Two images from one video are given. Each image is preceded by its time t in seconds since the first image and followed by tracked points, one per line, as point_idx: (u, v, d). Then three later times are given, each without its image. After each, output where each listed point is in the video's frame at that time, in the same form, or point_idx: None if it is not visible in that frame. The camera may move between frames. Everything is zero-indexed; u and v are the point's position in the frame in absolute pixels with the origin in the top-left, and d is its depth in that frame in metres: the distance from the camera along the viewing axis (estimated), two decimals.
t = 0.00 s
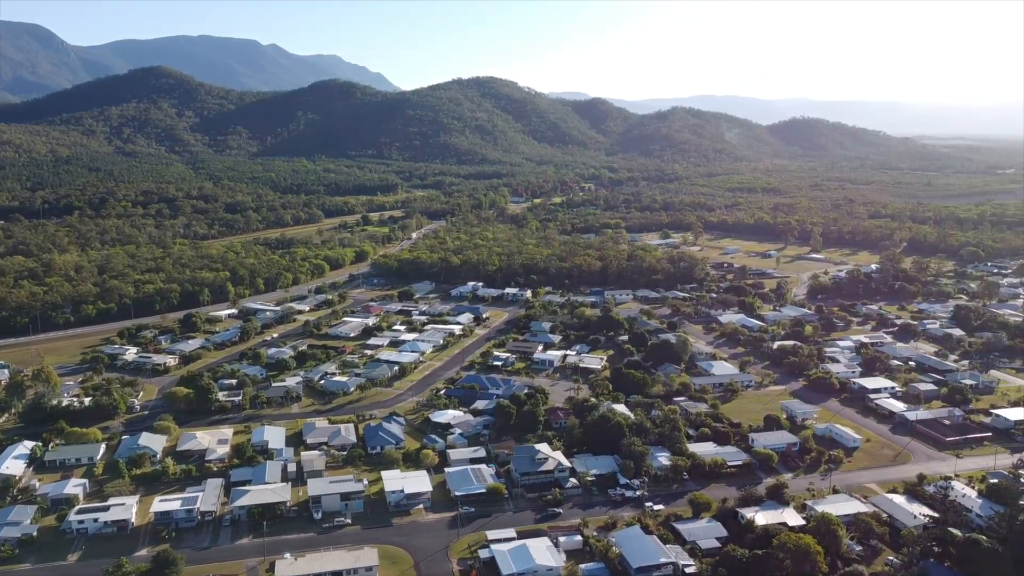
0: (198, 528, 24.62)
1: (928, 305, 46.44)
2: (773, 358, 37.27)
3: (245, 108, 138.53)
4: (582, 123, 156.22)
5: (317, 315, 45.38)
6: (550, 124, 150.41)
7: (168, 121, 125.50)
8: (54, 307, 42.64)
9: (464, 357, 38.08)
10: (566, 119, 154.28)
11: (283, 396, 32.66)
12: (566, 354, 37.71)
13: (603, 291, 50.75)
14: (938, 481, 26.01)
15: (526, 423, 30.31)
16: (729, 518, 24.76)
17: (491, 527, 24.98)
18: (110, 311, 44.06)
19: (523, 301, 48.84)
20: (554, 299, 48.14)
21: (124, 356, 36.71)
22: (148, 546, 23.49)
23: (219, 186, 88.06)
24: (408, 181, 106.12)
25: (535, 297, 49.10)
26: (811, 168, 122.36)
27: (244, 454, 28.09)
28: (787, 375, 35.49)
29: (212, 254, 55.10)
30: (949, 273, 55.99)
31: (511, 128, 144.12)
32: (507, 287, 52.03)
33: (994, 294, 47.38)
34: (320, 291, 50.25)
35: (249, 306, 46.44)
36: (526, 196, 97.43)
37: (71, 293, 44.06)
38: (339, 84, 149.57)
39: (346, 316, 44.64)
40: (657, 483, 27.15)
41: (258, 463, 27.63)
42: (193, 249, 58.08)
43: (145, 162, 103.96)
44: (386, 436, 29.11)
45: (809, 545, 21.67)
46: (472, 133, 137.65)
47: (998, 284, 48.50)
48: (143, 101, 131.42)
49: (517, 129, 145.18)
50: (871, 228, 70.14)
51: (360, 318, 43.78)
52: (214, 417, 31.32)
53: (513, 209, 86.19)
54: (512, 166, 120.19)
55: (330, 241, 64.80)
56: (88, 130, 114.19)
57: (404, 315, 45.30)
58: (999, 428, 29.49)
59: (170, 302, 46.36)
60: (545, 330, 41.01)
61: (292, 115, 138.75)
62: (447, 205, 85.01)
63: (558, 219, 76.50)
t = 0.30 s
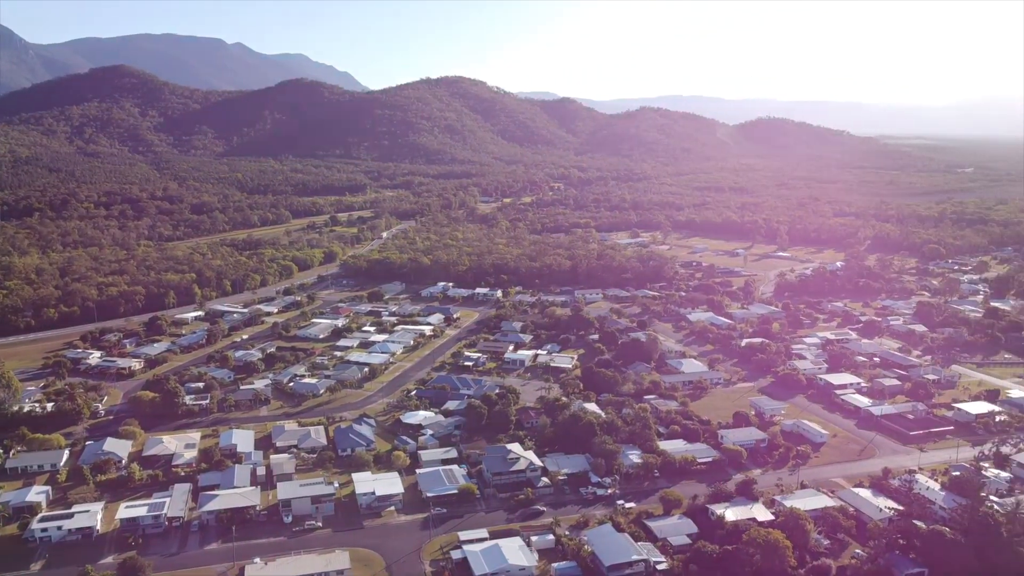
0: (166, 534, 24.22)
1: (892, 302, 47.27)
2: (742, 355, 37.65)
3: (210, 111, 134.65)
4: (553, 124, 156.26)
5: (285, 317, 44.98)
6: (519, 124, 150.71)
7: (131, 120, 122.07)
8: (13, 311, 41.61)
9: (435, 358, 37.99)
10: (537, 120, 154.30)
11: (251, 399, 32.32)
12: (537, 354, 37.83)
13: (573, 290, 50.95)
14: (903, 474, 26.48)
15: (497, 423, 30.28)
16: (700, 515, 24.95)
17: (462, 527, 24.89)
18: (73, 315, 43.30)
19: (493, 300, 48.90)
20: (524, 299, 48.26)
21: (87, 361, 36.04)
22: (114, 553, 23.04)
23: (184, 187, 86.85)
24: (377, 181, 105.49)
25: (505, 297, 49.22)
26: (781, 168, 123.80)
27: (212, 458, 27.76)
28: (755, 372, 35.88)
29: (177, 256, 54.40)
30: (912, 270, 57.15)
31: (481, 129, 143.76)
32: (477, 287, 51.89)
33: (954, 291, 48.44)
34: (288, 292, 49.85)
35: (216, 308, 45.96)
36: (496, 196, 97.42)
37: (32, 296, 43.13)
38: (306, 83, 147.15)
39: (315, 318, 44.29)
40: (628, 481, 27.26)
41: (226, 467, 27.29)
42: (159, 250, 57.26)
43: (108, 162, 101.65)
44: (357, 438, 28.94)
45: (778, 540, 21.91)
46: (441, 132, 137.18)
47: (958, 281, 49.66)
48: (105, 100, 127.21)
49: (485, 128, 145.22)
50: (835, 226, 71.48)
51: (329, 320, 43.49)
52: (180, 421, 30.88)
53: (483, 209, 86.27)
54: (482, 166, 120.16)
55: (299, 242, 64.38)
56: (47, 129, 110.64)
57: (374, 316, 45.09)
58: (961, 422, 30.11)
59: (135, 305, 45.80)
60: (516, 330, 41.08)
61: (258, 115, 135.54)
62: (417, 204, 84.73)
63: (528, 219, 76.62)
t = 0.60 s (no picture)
0: (135, 540, 23.79)
1: (859, 299, 47.98)
2: (713, 353, 37.99)
3: (176, 109, 131.84)
4: (526, 124, 156.62)
5: (256, 319, 44.53)
6: (490, 124, 151.06)
7: (96, 120, 119.29)
8: None
9: (407, 359, 37.87)
10: (510, 121, 154.21)
11: (221, 402, 31.94)
12: (510, 354, 37.86)
13: (545, 290, 51.07)
14: (871, 469, 26.84)
15: (470, 424, 30.22)
16: (673, 512, 25.08)
17: (436, 528, 24.78)
18: (38, 318, 42.47)
19: (466, 301, 48.86)
20: (496, 299, 48.29)
21: (52, 365, 35.36)
22: (81, 560, 22.56)
23: (151, 188, 85.60)
24: (348, 181, 104.74)
25: (478, 297, 49.22)
26: (751, 168, 125.29)
27: (182, 463, 27.39)
28: (726, 369, 36.22)
29: (144, 258, 53.62)
30: (878, 268, 58.10)
31: (453, 129, 143.31)
32: (449, 287, 51.79)
33: (918, 288, 49.37)
34: (258, 294, 49.40)
35: (184, 310, 45.35)
36: (468, 196, 97.36)
37: None
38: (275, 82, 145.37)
39: (286, 319, 43.91)
40: (602, 479, 27.35)
41: (196, 472, 26.91)
42: (125, 252, 56.33)
43: (73, 163, 99.52)
44: (329, 440, 28.72)
45: (750, 536, 22.09)
46: (412, 132, 136.63)
47: (923, 278, 50.62)
48: (68, 100, 124.03)
49: (456, 128, 145.00)
50: (804, 224, 72.39)
51: (300, 321, 43.12)
52: (149, 425, 30.43)
53: (454, 209, 86.19)
54: (453, 166, 120.08)
55: (269, 242, 63.86)
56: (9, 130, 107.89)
57: (345, 317, 44.82)
58: (927, 417, 30.67)
59: (101, 308, 44.99)
60: (489, 330, 41.08)
61: (228, 115, 133.46)
62: (388, 205, 84.43)
63: (500, 218, 76.69)
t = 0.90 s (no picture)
0: (101, 547, 23.32)
1: (826, 297, 48.74)
2: (684, 351, 38.33)
3: (142, 108, 129.50)
4: (496, 124, 156.86)
5: (224, 321, 43.99)
6: (461, 125, 151.01)
7: (59, 120, 116.92)
8: None
9: (379, 360, 37.68)
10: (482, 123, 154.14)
11: (189, 405, 31.50)
12: (482, 354, 37.88)
13: (517, 289, 51.15)
14: (839, 464, 27.21)
15: (443, 425, 30.14)
16: (645, 509, 25.20)
17: (408, 530, 24.63)
18: None
19: (437, 301, 48.73)
20: (468, 299, 48.25)
21: (14, 370, 34.57)
22: (45, 569, 22.06)
23: (115, 189, 84.15)
24: (317, 181, 103.91)
25: (449, 297, 49.19)
26: (721, 169, 126.86)
27: (150, 468, 26.94)
28: (697, 367, 36.56)
29: (109, 261, 52.70)
30: (844, 266, 59.14)
31: (424, 130, 142.71)
32: (420, 287, 51.64)
33: (883, 285, 50.29)
34: (226, 296, 48.81)
35: (151, 313, 44.60)
36: (439, 195, 97.28)
37: None
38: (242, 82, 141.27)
39: (255, 321, 43.44)
40: (574, 478, 27.40)
41: (164, 477, 26.48)
42: (89, 254, 55.43)
43: (34, 163, 97.36)
44: (300, 443, 28.47)
45: (721, 532, 22.27)
46: (382, 132, 135.78)
47: (887, 276, 51.60)
48: (29, 100, 121.28)
49: (426, 128, 144.39)
50: (772, 223, 73.41)
51: (270, 323, 42.70)
52: (115, 430, 29.91)
53: (425, 209, 86.00)
54: (422, 166, 119.91)
55: (237, 244, 63.21)
56: None
57: (315, 319, 44.46)
58: (893, 412, 31.21)
59: (64, 311, 44.07)
60: (460, 330, 41.03)
61: (194, 114, 130.23)
62: (358, 205, 84.09)
63: (471, 218, 76.74)
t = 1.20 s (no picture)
0: (63, 556, 22.79)
1: (791, 294, 49.49)
2: (653, 349, 38.63)
3: (104, 108, 127.02)
4: (464, 124, 156.80)
5: (190, 324, 43.37)
6: (428, 125, 150.55)
7: (16, 121, 114.11)
8: None
9: (348, 362, 37.46)
10: (453, 125, 153.88)
11: (155, 410, 31.01)
12: (452, 354, 37.84)
13: (487, 289, 51.21)
14: (806, 459, 27.59)
15: (413, 426, 30.01)
16: (616, 507, 25.30)
17: (379, 532, 24.44)
18: None
19: (406, 302, 48.56)
20: (437, 299, 48.17)
21: None
22: None
23: (75, 190, 82.44)
24: (283, 181, 102.88)
25: (418, 298, 49.06)
26: (690, 168, 128.20)
27: (114, 473, 26.43)
28: (666, 365, 36.86)
29: (71, 263, 51.67)
30: (809, 264, 60.09)
31: (391, 129, 141.87)
32: (389, 288, 51.43)
33: (847, 283, 51.21)
34: (191, 298, 48.12)
35: (114, 316, 43.82)
36: (407, 196, 97.12)
37: None
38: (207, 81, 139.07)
39: (221, 324, 42.90)
40: (546, 478, 27.41)
41: (130, 483, 25.98)
42: (49, 256, 54.33)
43: None
44: (268, 446, 28.15)
45: (691, 528, 22.41)
46: (349, 131, 134.58)
47: (851, 273, 52.59)
48: None
49: (394, 127, 143.55)
50: (738, 222, 74.43)
51: (236, 325, 42.19)
52: (78, 436, 29.32)
53: (392, 209, 85.70)
54: (390, 166, 119.53)
55: (203, 246, 62.39)
56: None
57: (283, 320, 44.04)
58: (857, 407, 31.77)
59: (22, 315, 43.07)
60: (430, 331, 40.95)
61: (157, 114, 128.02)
62: (326, 206, 83.64)
63: (440, 218, 76.69)
